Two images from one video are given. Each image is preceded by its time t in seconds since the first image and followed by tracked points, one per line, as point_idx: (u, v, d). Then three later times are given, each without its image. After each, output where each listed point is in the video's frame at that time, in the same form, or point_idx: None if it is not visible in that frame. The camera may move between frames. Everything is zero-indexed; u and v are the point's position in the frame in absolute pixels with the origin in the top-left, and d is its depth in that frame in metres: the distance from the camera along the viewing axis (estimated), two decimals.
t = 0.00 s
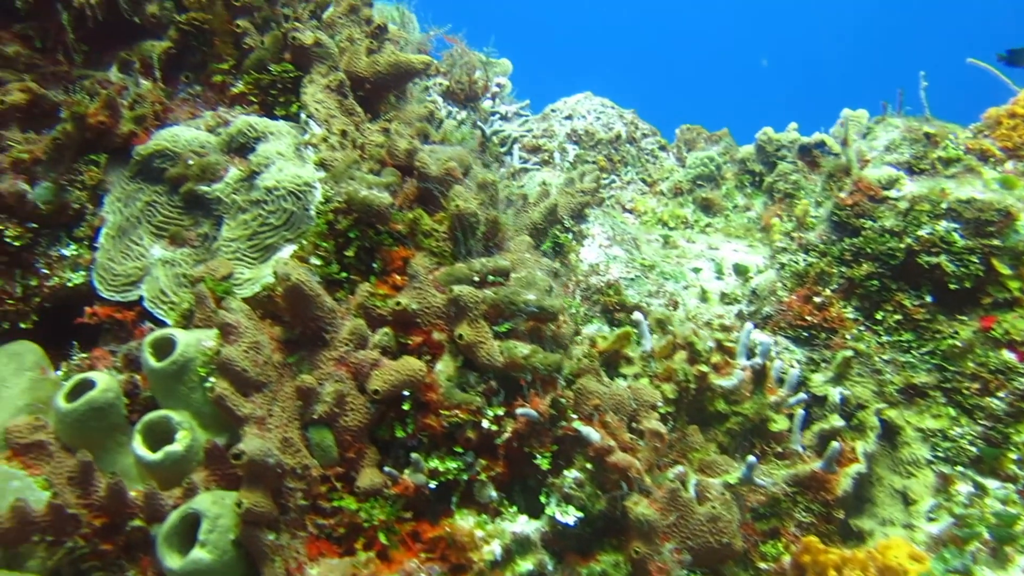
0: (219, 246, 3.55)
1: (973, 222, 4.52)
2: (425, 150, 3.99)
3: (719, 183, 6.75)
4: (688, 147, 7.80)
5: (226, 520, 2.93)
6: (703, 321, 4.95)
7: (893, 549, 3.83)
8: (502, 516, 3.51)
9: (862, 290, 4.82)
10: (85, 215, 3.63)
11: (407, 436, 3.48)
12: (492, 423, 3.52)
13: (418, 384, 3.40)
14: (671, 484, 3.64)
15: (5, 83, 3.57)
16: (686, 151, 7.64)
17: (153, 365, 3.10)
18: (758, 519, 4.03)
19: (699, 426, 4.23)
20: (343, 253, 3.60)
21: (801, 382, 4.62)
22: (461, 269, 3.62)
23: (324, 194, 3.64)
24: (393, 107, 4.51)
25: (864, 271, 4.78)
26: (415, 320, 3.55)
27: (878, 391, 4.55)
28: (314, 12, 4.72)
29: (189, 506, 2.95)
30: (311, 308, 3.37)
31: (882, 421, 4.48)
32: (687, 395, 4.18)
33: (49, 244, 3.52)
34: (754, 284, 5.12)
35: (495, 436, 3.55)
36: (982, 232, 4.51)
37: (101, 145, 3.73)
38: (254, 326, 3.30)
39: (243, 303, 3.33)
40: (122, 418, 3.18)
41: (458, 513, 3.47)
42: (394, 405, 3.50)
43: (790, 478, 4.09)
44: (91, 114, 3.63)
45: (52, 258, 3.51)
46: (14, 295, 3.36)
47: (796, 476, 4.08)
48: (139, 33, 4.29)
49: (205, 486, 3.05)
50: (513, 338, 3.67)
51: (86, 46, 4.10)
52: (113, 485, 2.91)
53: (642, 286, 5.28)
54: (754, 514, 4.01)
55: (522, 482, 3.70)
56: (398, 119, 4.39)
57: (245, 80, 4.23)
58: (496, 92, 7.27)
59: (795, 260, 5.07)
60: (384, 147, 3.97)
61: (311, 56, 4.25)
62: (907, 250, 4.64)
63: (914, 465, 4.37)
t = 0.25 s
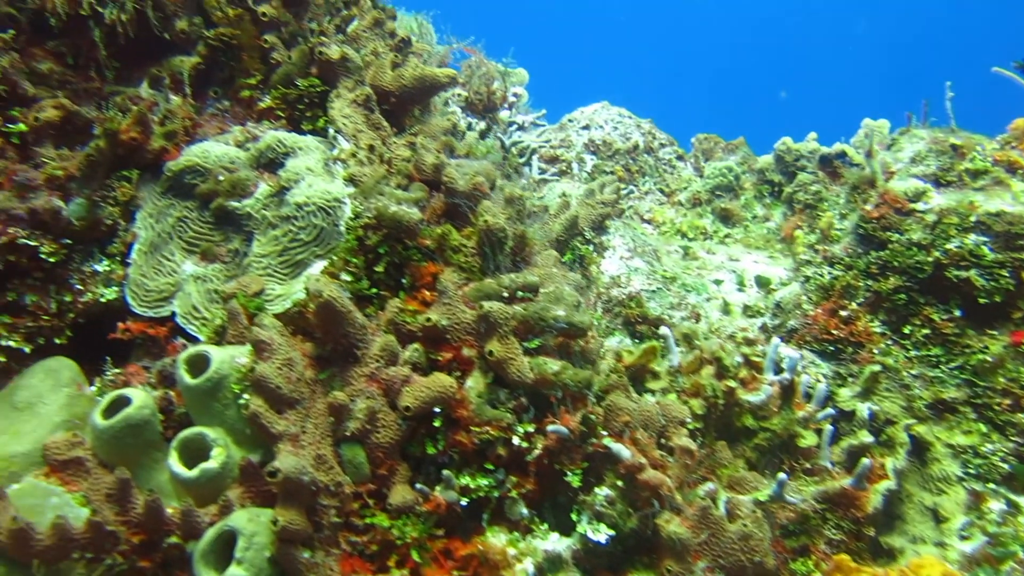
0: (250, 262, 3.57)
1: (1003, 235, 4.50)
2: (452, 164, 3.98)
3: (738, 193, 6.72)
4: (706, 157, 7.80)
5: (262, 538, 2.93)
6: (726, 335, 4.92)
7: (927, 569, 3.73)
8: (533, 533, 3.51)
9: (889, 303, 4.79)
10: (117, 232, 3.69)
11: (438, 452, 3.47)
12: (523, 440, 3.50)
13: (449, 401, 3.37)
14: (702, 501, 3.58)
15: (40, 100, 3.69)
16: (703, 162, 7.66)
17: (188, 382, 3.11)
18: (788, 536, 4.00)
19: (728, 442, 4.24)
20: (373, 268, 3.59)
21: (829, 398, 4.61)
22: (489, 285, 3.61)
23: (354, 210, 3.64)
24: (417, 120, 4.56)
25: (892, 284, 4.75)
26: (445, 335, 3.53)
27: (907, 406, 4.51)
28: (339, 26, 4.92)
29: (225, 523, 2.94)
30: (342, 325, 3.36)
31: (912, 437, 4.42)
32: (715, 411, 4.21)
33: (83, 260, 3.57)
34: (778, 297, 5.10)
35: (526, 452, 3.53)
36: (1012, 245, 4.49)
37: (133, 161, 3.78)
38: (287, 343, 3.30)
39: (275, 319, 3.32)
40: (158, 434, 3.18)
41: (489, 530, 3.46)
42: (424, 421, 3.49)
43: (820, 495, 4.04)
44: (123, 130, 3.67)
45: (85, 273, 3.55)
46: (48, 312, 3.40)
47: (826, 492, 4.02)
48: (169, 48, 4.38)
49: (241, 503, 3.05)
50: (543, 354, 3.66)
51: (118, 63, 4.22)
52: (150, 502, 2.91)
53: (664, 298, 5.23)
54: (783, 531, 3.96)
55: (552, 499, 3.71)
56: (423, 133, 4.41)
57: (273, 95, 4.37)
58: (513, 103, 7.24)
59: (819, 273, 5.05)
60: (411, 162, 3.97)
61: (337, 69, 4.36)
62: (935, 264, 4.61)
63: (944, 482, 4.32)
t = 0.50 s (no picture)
0: (278, 278, 3.57)
1: None
2: (479, 180, 3.99)
3: (756, 204, 6.69)
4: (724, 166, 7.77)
5: (292, 557, 2.86)
6: (748, 347, 4.92)
7: None
8: (562, 552, 3.47)
9: (915, 317, 4.74)
10: (146, 248, 3.72)
11: (466, 469, 3.45)
12: (551, 457, 3.49)
13: (477, 418, 3.35)
14: (731, 519, 3.57)
15: (71, 117, 3.74)
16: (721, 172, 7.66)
17: (218, 400, 3.09)
18: (816, 553, 3.98)
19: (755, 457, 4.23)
20: (401, 284, 3.58)
21: (855, 413, 4.58)
22: (518, 301, 3.59)
23: (382, 226, 3.62)
24: (441, 134, 4.60)
25: (918, 297, 4.71)
26: (472, 352, 3.52)
27: (934, 421, 4.47)
28: (364, 40, 5.11)
29: (255, 541, 2.87)
30: (371, 341, 3.32)
31: (941, 452, 4.36)
32: (743, 427, 4.19)
33: (111, 276, 3.58)
34: (802, 309, 5.08)
35: (554, 470, 3.51)
36: None
37: (162, 177, 3.83)
38: (316, 360, 3.29)
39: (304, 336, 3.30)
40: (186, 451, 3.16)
41: (517, 549, 3.45)
42: (452, 438, 3.48)
43: (848, 512, 4.01)
44: (153, 146, 3.71)
45: (114, 289, 3.57)
46: (77, 328, 3.40)
47: (854, 510, 3.99)
48: (196, 64, 4.45)
49: (270, 521, 3.02)
50: (571, 370, 3.64)
51: (147, 79, 4.30)
52: (181, 521, 2.89)
53: (685, 310, 5.18)
54: (811, 549, 3.94)
55: (579, 517, 3.66)
56: (448, 147, 4.42)
57: (299, 110, 4.42)
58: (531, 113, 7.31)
59: (843, 286, 5.01)
60: (437, 177, 3.99)
61: (362, 84, 4.35)
62: (963, 277, 4.55)
63: (974, 498, 4.24)
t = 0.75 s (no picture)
0: (304, 295, 3.57)
1: None
2: (503, 195, 3.98)
3: (774, 214, 6.64)
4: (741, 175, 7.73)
5: None
6: (769, 360, 4.87)
7: None
8: (590, 572, 3.44)
9: (940, 329, 4.70)
10: (173, 264, 3.75)
11: (493, 488, 3.42)
12: (578, 475, 3.45)
13: (503, 436, 3.31)
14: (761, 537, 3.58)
15: (100, 135, 3.80)
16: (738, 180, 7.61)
17: (246, 420, 3.08)
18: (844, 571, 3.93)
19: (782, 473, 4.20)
20: (427, 300, 3.57)
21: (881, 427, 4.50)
22: (543, 317, 3.56)
23: (408, 242, 3.62)
24: (464, 148, 4.61)
25: (943, 310, 4.66)
26: (499, 369, 3.48)
27: (960, 435, 4.42)
28: (388, 55, 5.12)
29: (284, 564, 2.81)
30: (398, 359, 3.30)
31: (968, 467, 4.33)
32: (769, 443, 4.16)
33: (139, 293, 3.62)
34: (824, 322, 5.01)
35: (581, 488, 3.47)
36: None
37: (189, 194, 3.86)
38: (343, 379, 3.26)
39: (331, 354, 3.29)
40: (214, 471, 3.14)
41: (544, 569, 3.39)
42: (479, 457, 3.44)
43: (875, 528, 3.95)
44: (180, 164, 3.75)
45: (140, 307, 3.61)
46: (105, 346, 3.47)
47: (881, 526, 3.95)
48: (222, 80, 4.54)
49: (298, 542, 3.01)
50: (597, 387, 3.62)
51: (174, 96, 4.38)
52: (210, 542, 2.85)
53: (705, 322, 5.14)
54: (839, 566, 3.90)
55: (606, 536, 3.61)
56: (471, 161, 4.43)
57: (324, 126, 4.43)
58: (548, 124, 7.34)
59: (866, 298, 4.95)
60: (461, 193, 3.99)
61: (386, 99, 4.35)
62: (988, 290, 4.51)
63: (1003, 515, 4.21)
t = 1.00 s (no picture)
0: (325, 313, 3.53)
1: None
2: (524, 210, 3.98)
3: (790, 223, 6.59)
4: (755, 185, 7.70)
5: None
6: (789, 373, 4.83)
7: None
8: None
9: (963, 342, 4.65)
10: (192, 283, 3.72)
11: (516, 508, 3.32)
12: (602, 494, 3.39)
13: (527, 455, 3.23)
14: (786, 556, 3.58)
15: (120, 153, 3.80)
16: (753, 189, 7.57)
17: (268, 441, 3.03)
18: None
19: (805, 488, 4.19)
20: (449, 318, 3.52)
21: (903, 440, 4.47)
22: (566, 334, 3.52)
23: (431, 259, 3.59)
24: (482, 162, 4.64)
25: (965, 322, 4.61)
26: (522, 387, 3.42)
27: (985, 449, 4.37)
28: (407, 70, 5.23)
29: None
30: (421, 379, 3.25)
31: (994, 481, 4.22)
32: (793, 458, 4.13)
33: (157, 312, 3.59)
34: (844, 334, 4.96)
35: (605, 507, 3.40)
36: None
37: (208, 212, 3.83)
38: (366, 399, 3.20)
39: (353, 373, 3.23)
40: (234, 493, 3.09)
41: None
42: (501, 476, 3.35)
43: (898, 544, 3.90)
44: (200, 181, 3.73)
45: (160, 325, 3.58)
46: (124, 365, 3.46)
47: (905, 542, 3.89)
48: (242, 97, 4.54)
49: (320, 565, 2.95)
50: (620, 404, 3.57)
51: (194, 112, 4.39)
52: (232, 566, 2.75)
53: (724, 334, 5.10)
54: None
55: (630, 555, 3.52)
56: (491, 175, 4.49)
57: (343, 141, 4.39)
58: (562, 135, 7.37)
59: (887, 310, 4.90)
60: (482, 208, 3.95)
61: (406, 114, 4.33)
62: (1011, 302, 4.46)
63: None
